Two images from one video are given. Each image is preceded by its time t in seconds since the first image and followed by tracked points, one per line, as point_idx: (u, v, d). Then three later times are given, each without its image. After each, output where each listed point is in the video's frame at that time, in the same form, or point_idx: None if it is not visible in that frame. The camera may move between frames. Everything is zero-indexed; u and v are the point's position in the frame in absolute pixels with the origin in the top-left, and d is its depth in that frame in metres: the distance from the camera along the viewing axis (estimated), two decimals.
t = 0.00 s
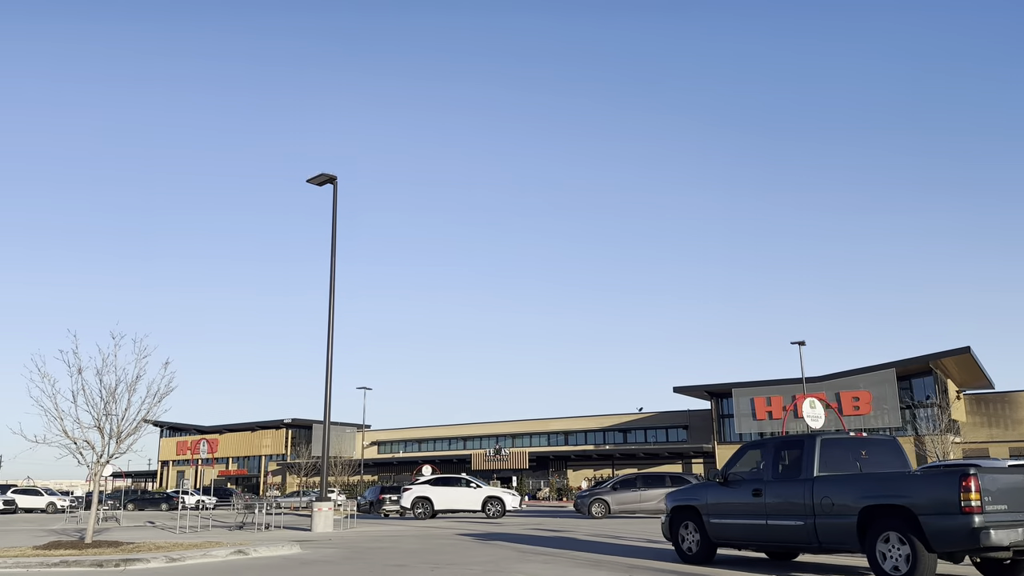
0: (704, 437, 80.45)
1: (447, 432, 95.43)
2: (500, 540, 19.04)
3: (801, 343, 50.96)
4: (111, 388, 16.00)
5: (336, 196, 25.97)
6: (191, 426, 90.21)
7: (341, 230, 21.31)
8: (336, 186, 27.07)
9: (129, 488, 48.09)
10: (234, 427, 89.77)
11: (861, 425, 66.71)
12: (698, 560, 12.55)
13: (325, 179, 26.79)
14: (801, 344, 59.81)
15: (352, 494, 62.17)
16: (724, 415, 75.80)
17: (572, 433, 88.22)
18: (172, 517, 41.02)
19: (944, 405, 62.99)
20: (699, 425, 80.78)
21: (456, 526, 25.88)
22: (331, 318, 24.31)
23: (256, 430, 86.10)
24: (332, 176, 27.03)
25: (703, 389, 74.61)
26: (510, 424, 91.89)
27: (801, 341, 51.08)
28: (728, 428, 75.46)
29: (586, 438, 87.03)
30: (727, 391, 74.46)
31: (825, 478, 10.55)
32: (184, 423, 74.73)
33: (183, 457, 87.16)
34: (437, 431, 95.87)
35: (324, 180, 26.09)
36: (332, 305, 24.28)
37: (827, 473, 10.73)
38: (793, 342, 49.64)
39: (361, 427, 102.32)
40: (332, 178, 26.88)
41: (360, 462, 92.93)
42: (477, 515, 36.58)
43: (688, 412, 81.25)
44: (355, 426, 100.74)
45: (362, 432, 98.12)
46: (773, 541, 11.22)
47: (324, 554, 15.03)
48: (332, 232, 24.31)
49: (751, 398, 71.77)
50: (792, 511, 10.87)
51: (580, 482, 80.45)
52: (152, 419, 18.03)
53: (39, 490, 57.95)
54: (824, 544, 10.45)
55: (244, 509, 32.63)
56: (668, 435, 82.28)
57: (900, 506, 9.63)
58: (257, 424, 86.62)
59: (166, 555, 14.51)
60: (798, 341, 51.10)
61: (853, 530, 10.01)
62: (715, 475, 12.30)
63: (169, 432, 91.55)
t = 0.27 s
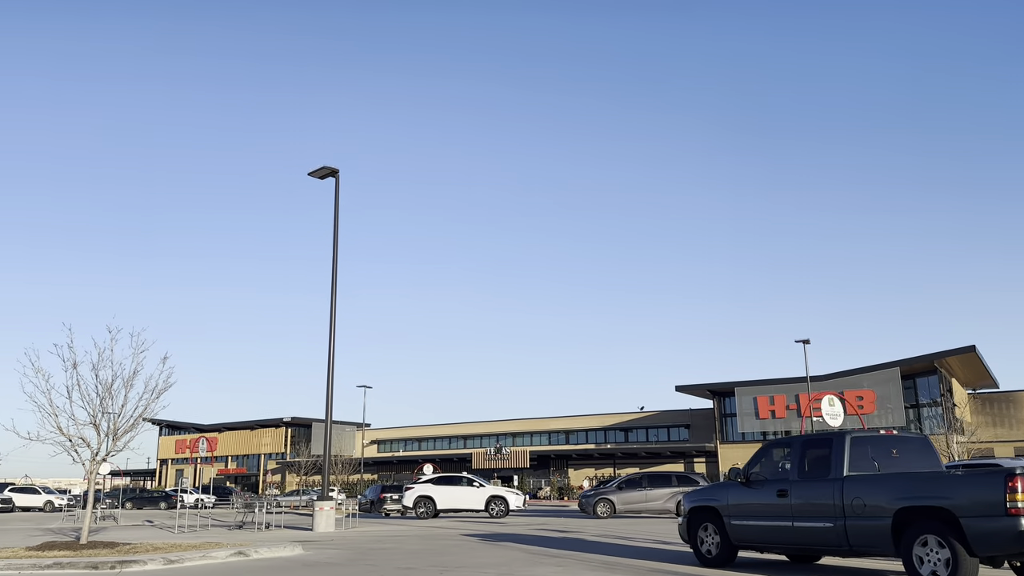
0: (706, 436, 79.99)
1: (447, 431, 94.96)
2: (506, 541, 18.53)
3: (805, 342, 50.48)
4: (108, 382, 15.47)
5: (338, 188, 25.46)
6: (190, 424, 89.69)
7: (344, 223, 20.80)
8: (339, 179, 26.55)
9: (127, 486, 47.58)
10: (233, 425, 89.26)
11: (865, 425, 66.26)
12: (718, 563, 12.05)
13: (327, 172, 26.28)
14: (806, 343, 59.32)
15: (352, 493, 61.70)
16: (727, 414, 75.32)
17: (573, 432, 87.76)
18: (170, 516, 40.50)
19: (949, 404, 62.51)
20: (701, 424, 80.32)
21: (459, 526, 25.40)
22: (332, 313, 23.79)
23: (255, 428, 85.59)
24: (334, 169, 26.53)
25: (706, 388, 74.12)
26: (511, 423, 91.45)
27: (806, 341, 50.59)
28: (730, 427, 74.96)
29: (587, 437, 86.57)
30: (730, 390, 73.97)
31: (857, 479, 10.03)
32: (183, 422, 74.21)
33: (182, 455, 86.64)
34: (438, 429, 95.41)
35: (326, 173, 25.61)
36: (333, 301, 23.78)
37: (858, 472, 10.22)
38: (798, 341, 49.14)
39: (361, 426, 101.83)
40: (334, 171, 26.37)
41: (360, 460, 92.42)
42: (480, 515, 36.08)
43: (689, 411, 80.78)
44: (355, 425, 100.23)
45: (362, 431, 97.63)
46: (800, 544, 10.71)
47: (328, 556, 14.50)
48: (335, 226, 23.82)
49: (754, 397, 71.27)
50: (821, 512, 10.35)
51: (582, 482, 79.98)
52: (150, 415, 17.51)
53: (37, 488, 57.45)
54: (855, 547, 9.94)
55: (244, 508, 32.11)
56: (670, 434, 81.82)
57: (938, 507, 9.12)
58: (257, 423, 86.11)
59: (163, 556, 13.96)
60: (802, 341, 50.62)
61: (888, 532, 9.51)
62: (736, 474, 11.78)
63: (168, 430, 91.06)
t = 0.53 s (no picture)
0: (709, 434, 79.52)
1: (447, 429, 94.48)
2: (513, 541, 18.01)
3: (810, 340, 49.95)
4: (105, 376, 14.95)
5: (340, 180, 24.92)
6: (190, 422, 89.15)
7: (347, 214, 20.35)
8: (341, 171, 26.02)
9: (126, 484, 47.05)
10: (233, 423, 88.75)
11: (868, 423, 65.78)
12: (739, 564, 11.58)
13: (329, 163, 25.75)
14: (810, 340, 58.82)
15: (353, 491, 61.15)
16: (729, 411, 74.85)
17: (574, 430, 87.29)
18: (169, 515, 39.94)
19: (954, 402, 62.02)
20: (703, 422, 79.83)
21: (464, 525, 24.90)
22: (334, 307, 23.29)
23: (255, 426, 85.07)
24: (336, 161, 25.99)
25: (708, 386, 73.65)
26: (512, 421, 90.98)
27: (810, 339, 50.07)
28: (733, 425, 74.48)
29: (589, 435, 86.10)
30: (732, 388, 73.48)
31: (891, 477, 9.55)
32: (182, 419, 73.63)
33: (182, 453, 86.10)
34: (439, 427, 94.93)
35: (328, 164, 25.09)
36: (336, 294, 23.26)
37: (892, 470, 9.73)
38: (803, 338, 48.64)
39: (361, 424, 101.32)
40: (336, 163, 25.84)
41: (360, 458, 91.94)
42: (483, 513, 35.57)
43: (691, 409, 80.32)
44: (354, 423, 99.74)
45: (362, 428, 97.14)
46: (830, 545, 10.23)
47: (333, 556, 14.01)
48: (338, 218, 23.28)
49: (757, 394, 70.78)
50: (853, 512, 9.88)
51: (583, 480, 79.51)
52: (148, 410, 16.99)
53: (35, 486, 56.85)
54: (889, 548, 9.47)
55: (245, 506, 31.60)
56: (672, 432, 81.35)
57: (981, 507, 8.63)
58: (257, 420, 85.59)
59: (162, 557, 13.45)
60: (807, 338, 50.11)
61: (925, 533, 9.03)
62: (760, 472, 11.30)
63: (167, 428, 90.53)
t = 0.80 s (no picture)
0: (710, 431, 79.15)
1: (448, 426, 94.12)
2: (521, 539, 17.53)
3: (815, 338, 49.45)
4: (102, 369, 14.46)
5: (343, 171, 24.44)
6: (189, 418, 88.79)
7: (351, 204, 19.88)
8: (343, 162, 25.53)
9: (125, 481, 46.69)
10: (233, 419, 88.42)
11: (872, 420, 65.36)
12: (762, 565, 11.12)
13: (331, 155, 25.26)
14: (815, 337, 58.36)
15: (353, 489, 60.67)
16: (732, 409, 74.45)
17: (575, 427, 86.85)
18: (169, 512, 39.52)
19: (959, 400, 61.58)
20: (704, 419, 79.45)
21: (468, 522, 24.47)
22: (337, 303, 22.88)
23: (254, 423, 84.66)
24: (339, 152, 25.53)
25: (711, 383, 73.22)
26: (513, 418, 90.65)
27: (816, 337, 49.56)
28: (735, 423, 74.13)
29: (590, 433, 85.67)
30: (735, 385, 73.06)
31: (926, 475, 9.10)
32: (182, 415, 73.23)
33: (181, 450, 85.72)
34: (439, 424, 94.57)
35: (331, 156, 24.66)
36: (338, 288, 22.79)
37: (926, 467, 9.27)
38: (807, 336, 48.23)
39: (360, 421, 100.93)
40: (339, 154, 25.37)
41: (359, 455, 91.49)
42: (486, 511, 35.12)
43: (693, 407, 79.92)
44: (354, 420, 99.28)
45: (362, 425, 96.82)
46: (859, 545, 9.79)
47: (337, 556, 13.51)
48: (340, 211, 22.80)
49: (760, 392, 70.41)
50: (885, 511, 9.43)
51: (585, 477, 79.07)
52: (146, 404, 16.51)
53: (33, 482, 56.40)
54: (923, 548, 9.03)
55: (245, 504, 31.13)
56: (673, 429, 80.97)
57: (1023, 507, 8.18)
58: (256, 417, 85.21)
59: (161, 555, 12.98)
60: (811, 335, 49.60)
61: (964, 533, 8.57)
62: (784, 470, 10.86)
63: (167, 425, 90.15)
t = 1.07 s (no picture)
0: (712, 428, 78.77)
1: (449, 423, 93.74)
2: (529, 537, 17.08)
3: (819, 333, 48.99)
4: (99, 361, 14.00)
5: (344, 162, 23.96)
6: (189, 414, 88.35)
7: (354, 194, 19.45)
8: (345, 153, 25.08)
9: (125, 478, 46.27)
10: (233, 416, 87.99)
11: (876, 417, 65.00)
12: (785, 565, 10.69)
13: (333, 145, 24.79)
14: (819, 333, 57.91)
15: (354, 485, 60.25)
16: (735, 405, 74.07)
17: (576, 424, 86.42)
18: (168, 508, 39.08)
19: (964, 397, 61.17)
20: (707, 416, 79.06)
21: (472, 519, 24.04)
22: (339, 295, 22.45)
23: (254, 419, 84.23)
24: (341, 142, 25.07)
25: (714, 379, 72.80)
26: (513, 414, 90.26)
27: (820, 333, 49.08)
28: (738, 419, 73.79)
29: (591, 429, 85.26)
30: (738, 381, 72.66)
31: (963, 472, 8.66)
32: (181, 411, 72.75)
33: (181, 446, 85.29)
34: (439, 421, 94.20)
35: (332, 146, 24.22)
36: (340, 280, 22.35)
37: (963, 463, 8.83)
38: (812, 333, 47.86)
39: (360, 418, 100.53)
40: (341, 145, 24.91)
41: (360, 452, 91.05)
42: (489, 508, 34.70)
43: (695, 403, 79.52)
44: (355, 416, 98.87)
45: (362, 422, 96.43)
46: (890, 545, 9.36)
47: (342, 554, 13.05)
48: (342, 202, 22.33)
49: (763, 388, 70.02)
50: (918, 509, 9.00)
51: (586, 474, 78.65)
52: (144, 398, 16.06)
53: (31, 478, 55.93)
54: (960, 548, 8.60)
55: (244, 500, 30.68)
56: (675, 426, 80.60)
57: None
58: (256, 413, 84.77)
59: (160, 554, 12.51)
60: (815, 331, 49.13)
61: (1006, 533, 8.14)
62: (809, 467, 10.42)
63: (166, 421, 89.74)
